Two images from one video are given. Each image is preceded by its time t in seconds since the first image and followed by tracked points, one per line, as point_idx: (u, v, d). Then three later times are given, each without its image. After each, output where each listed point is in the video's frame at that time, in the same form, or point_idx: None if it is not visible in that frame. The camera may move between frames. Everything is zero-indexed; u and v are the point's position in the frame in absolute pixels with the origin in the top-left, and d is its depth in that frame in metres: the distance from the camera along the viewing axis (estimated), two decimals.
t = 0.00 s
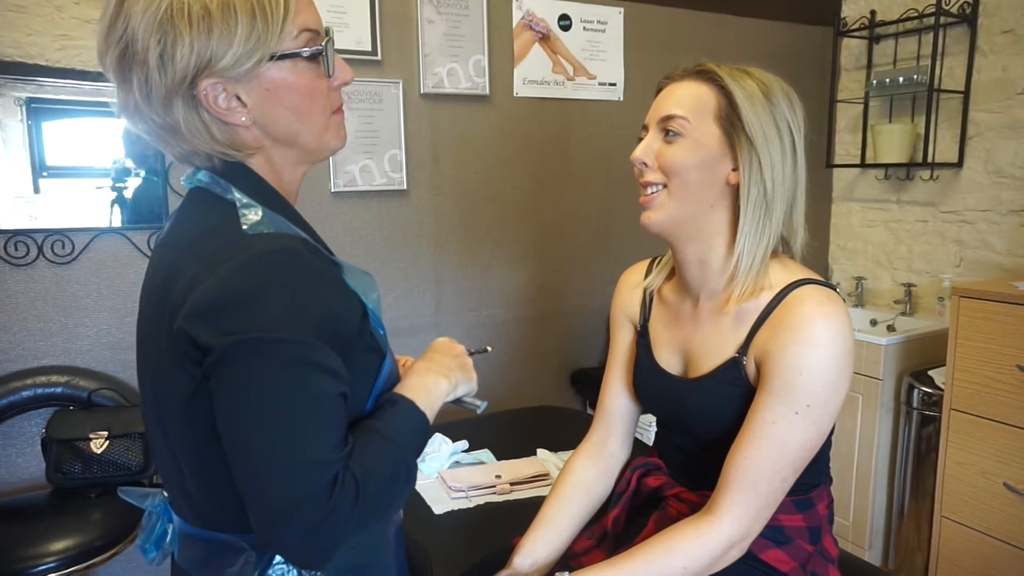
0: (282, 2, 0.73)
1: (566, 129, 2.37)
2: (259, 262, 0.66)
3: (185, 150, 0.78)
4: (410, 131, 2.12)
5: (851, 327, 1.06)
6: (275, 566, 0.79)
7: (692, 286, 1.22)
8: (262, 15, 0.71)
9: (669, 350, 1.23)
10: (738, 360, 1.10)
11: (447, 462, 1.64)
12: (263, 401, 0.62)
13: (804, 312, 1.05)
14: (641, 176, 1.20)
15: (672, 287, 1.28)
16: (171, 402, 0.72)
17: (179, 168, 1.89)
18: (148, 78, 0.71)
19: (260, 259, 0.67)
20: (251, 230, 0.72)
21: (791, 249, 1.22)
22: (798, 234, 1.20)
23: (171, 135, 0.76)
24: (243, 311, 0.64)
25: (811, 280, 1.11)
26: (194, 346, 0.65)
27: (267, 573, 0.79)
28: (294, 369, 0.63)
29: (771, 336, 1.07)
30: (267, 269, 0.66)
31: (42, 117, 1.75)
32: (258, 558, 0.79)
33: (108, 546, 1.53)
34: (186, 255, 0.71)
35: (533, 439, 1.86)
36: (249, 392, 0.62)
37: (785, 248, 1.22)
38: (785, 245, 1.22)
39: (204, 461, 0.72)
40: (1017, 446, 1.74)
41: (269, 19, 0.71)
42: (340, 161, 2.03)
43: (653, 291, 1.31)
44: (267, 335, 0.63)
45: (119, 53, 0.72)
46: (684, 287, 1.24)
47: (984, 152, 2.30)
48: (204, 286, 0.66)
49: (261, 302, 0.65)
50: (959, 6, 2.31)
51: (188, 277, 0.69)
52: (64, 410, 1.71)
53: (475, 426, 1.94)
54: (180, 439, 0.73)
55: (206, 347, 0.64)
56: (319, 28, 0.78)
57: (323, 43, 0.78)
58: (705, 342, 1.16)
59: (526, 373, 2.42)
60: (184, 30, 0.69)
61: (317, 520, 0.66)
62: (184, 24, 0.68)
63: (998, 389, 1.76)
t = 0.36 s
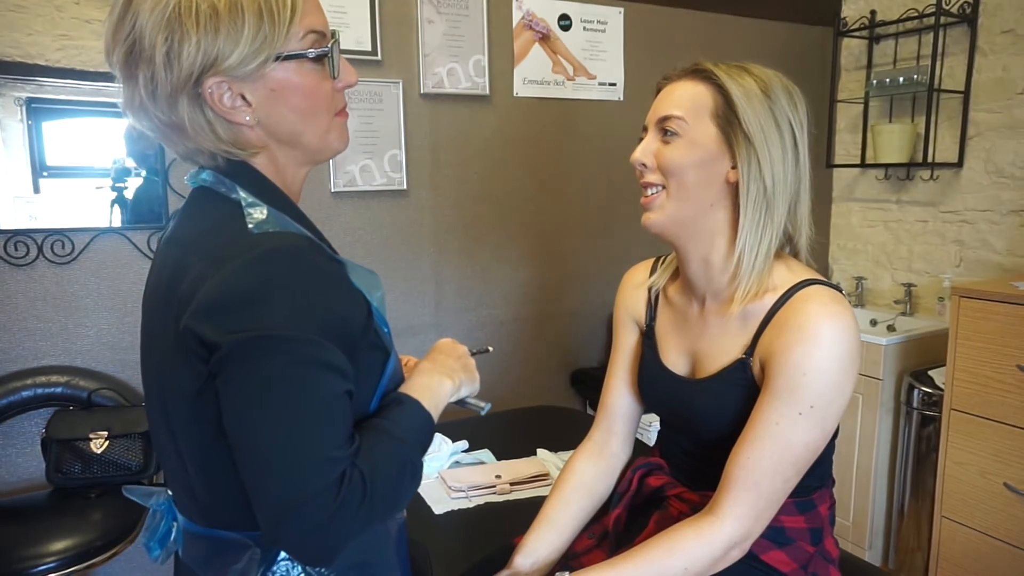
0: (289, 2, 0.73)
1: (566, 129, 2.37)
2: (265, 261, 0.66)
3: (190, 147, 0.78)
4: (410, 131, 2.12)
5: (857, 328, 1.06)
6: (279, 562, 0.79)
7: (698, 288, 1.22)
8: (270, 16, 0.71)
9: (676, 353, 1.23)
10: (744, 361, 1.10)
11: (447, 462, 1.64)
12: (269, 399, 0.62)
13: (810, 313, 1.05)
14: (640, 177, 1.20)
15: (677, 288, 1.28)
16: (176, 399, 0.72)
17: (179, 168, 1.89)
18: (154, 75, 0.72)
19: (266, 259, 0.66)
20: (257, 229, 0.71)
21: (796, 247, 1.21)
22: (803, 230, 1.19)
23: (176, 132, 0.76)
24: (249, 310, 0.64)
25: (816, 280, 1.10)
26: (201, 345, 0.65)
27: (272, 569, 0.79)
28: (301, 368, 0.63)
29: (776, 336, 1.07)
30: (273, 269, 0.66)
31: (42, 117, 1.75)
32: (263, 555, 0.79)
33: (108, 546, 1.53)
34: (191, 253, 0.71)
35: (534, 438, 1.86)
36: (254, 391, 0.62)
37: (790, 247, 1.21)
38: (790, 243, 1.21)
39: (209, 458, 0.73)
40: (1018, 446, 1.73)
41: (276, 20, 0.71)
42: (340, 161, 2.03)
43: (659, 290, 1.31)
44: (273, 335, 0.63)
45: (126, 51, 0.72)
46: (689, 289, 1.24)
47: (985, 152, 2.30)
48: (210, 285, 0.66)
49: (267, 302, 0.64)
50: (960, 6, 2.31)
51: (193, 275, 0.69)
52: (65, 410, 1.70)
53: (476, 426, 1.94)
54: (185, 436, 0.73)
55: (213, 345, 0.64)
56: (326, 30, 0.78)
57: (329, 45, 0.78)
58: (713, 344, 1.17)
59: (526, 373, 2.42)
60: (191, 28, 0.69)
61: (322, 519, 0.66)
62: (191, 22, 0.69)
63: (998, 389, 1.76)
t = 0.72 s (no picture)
0: None
1: (566, 129, 2.37)
2: (261, 261, 0.66)
3: (196, 130, 0.75)
4: (410, 131, 2.12)
5: (858, 327, 1.05)
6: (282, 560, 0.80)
7: (700, 289, 1.22)
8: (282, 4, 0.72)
9: (679, 353, 1.23)
10: (746, 362, 1.11)
11: (447, 462, 1.64)
12: (267, 400, 0.62)
13: (810, 312, 1.04)
14: (637, 178, 1.21)
15: (680, 289, 1.28)
16: (172, 404, 0.72)
17: (179, 168, 1.89)
18: (167, 53, 0.69)
19: (262, 260, 0.66)
20: (248, 233, 0.71)
21: (796, 246, 1.21)
22: (801, 229, 1.19)
23: (183, 114, 0.74)
24: (245, 311, 0.64)
25: (817, 281, 1.10)
26: (195, 352, 0.66)
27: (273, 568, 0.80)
28: (298, 370, 0.63)
29: (776, 337, 1.06)
30: (270, 269, 0.66)
31: (42, 117, 1.75)
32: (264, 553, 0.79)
33: (108, 546, 1.52)
34: (187, 254, 0.71)
35: (534, 439, 1.86)
36: (252, 391, 0.62)
37: (790, 247, 1.21)
38: (790, 243, 1.21)
39: (206, 462, 0.72)
40: (1018, 447, 1.73)
41: (289, 8, 0.72)
42: (340, 161, 2.03)
43: (660, 292, 1.31)
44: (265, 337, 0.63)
45: (132, 31, 0.70)
46: (692, 291, 1.24)
47: (985, 153, 2.30)
48: (206, 288, 0.66)
49: (262, 302, 0.64)
50: (960, 5, 2.31)
51: (187, 277, 0.69)
52: (64, 411, 1.70)
53: (476, 426, 1.94)
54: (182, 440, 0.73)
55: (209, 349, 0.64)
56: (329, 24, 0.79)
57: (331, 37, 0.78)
58: (716, 344, 1.17)
59: (526, 373, 2.42)
60: (212, 10, 0.68)
61: (320, 520, 0.66)
62: (213, 4, 0.68)
63: (998, 390, 1.76)
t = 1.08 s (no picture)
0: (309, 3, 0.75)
1: (566, 129, 2.36)
2: (253, 261, 0.66)
3: (165, 107, 0.75)
4: (410, 131, 2.12)
5: (858, 328, 1.05)
6: (271, 564, 0.81)
7: (700, 289, 1.21)
8: (285, 9, 0.72)
9: (680, 352, 1.23)
10: (747, 362, 1.10)
11: (447, 462, 1.64)
12: (276, 393, 0.63)
13: (811, 313, 1.04)
14: (635, 182, 1.21)
15: (681, 289, 1.28)
16: (160, 412, 0.72)
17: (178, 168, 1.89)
18: (153, 25, 0.71)
19: (239, 265, 0.66)
20: (213, 234, 0.72)
21: (794, 246, 1.21)
22: (799, 230, 1.19)
23: (153, 89, 0.74)
24: (240, 313, 0.64)
25: (817, 282, 1.10)
26: (182, 364, 0.66)
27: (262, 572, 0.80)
28: (303, 361, 0.64)
29: (776, 337, 1.06)
30: (261, 270, 0.66)
31: (42, 117, 1.75)
32: (254, 558, 0.80)
33: (108, 546, 1.52)
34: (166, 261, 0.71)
35: (534, 439, 1.86)
36: (260, 386, 0.63)
37: (789, 247, 1.21)
38: (788, 242, 1.21)
39: (200, 466, 0.73)
40: (1019, 447, 1.73)
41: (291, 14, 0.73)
42: (340, 161, 2.03)
43: (660, 293, 1.31)
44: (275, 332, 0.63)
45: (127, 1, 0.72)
46: (693, 291, 1.24)
47: (985, 152, 2.29)
48: (182, 291, 0.66)
49: (252, 305, 0.64)
50: (960, 5, 2.31)
51: (167, 282, 0.69)
52: (64, 411, 1.70)
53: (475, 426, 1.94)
54: (174, 445, 0.73)
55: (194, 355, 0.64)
56: (331, 41, 0.79)
57: (330, 53, 0.78)
58: (717, 345, 1.17)
59: (526, 373, 2.42)
60: None
61: (354, 495, 0.67)
62: None
63: (999, 390, 1.76)
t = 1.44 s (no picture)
0: None
1: (566, 129, 2.36)
2: (254, 262, 0.66)
3: (165, 117, 0.75)
4: (410, 131, 2.12)
5: (859, 328, 1.05)
6: (265, 565, 0.80)
7: (699, 287, 1.22)
8: (271, 6, 0.72)
9: (676, 351, 1.23)
10: (745, 361, 1.10)
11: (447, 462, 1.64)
12: (278, 395, 0.63)
13: (813, 314, 1.04)
14: (632, 182, 1.20)
15: (679, 288, 1.28)
16: (157, 412, 0.72)
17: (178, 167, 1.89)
18: (144, 38, 0.71)
19: (237, 263, 0.66)
20: (213, 234, 0.72)
21: (792, 245, 1.21)
22: (797, 230, 1.20)
23: (152, 99, 0.74)
24: (243, 315, 0.64)
25: (817, 282, 1.10)
26: (179, 362, 0.65)
27: (257, 572, 0.80)
28: (301, 367, 0.64)
29: (778, 338, 1.06)
30: (262, 271, 0.66)
31: (42, 117, 1.75)
32: (247, 558, 0.80)
33: (108, 546, 1.52)
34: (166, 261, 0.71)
35: (534, 438, 1.86)
36: (261, 388, 0.63)
37: (786, 246, 1.21)
38: (786, 242, 1.21)
39: (194, 467, 0.73)
40: (1018, 447, 1.73)
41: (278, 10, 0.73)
42: (340, 160, 2.03)
43: (658, 293, 1.31)
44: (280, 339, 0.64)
45: (116, 15, 0.72)
46: (692, 290, 1.24)
47: (985, 153, 2.29)
48: (180, 292, 0.66)
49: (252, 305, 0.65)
50: (960, 5, 2.31)
51: (166, 281, 0.69)
52: (64, 411, 1.70)
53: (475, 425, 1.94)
54: (169, 446, 0.73)
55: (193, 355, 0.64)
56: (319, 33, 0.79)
57: (321, 45, 0.78)
58: (713, 344, 1.17)
59: (526, 373, 2.42)
60: None
61: (349, 503, 0.67)
62: None
63: (998, 389, 1.76)
